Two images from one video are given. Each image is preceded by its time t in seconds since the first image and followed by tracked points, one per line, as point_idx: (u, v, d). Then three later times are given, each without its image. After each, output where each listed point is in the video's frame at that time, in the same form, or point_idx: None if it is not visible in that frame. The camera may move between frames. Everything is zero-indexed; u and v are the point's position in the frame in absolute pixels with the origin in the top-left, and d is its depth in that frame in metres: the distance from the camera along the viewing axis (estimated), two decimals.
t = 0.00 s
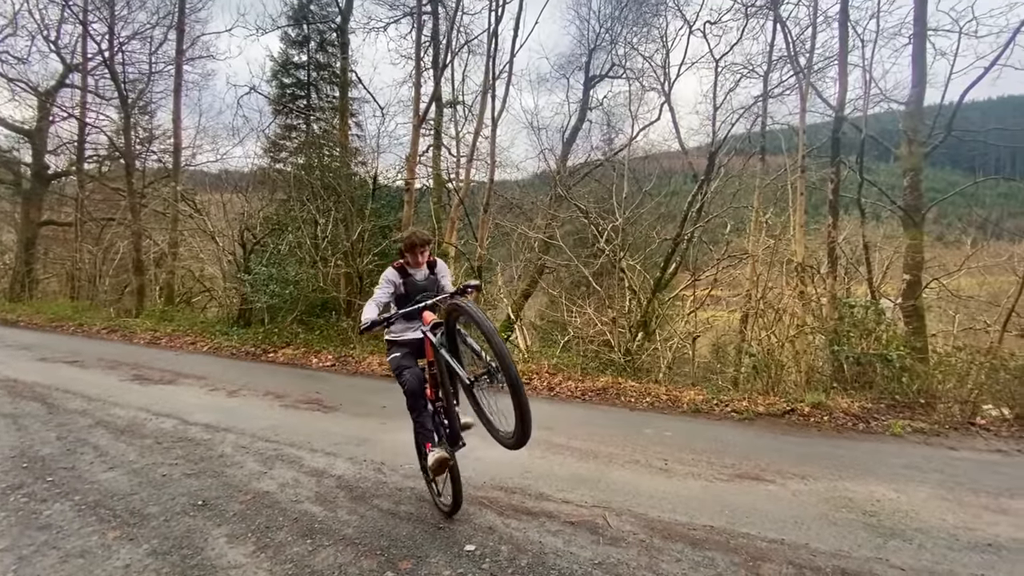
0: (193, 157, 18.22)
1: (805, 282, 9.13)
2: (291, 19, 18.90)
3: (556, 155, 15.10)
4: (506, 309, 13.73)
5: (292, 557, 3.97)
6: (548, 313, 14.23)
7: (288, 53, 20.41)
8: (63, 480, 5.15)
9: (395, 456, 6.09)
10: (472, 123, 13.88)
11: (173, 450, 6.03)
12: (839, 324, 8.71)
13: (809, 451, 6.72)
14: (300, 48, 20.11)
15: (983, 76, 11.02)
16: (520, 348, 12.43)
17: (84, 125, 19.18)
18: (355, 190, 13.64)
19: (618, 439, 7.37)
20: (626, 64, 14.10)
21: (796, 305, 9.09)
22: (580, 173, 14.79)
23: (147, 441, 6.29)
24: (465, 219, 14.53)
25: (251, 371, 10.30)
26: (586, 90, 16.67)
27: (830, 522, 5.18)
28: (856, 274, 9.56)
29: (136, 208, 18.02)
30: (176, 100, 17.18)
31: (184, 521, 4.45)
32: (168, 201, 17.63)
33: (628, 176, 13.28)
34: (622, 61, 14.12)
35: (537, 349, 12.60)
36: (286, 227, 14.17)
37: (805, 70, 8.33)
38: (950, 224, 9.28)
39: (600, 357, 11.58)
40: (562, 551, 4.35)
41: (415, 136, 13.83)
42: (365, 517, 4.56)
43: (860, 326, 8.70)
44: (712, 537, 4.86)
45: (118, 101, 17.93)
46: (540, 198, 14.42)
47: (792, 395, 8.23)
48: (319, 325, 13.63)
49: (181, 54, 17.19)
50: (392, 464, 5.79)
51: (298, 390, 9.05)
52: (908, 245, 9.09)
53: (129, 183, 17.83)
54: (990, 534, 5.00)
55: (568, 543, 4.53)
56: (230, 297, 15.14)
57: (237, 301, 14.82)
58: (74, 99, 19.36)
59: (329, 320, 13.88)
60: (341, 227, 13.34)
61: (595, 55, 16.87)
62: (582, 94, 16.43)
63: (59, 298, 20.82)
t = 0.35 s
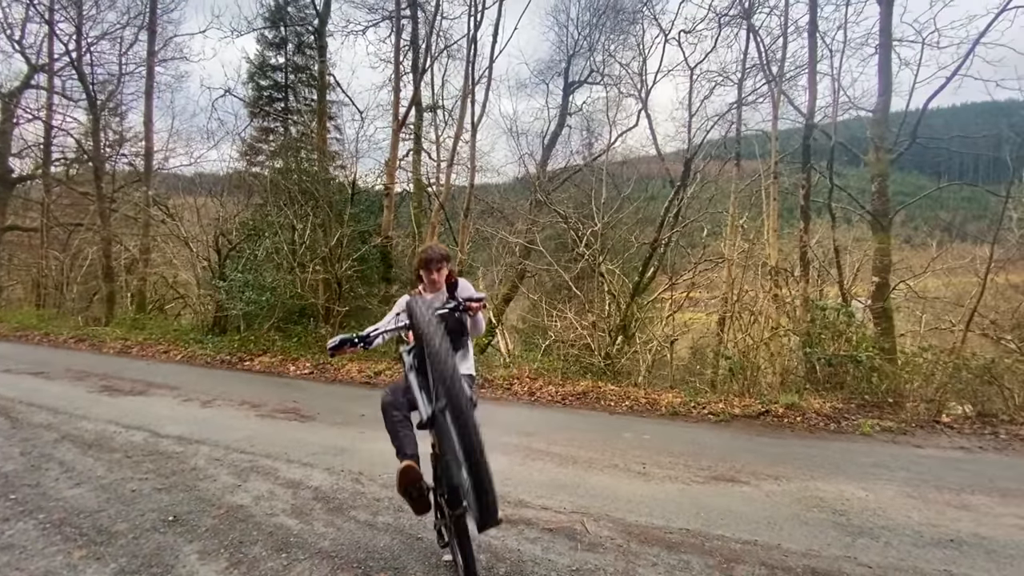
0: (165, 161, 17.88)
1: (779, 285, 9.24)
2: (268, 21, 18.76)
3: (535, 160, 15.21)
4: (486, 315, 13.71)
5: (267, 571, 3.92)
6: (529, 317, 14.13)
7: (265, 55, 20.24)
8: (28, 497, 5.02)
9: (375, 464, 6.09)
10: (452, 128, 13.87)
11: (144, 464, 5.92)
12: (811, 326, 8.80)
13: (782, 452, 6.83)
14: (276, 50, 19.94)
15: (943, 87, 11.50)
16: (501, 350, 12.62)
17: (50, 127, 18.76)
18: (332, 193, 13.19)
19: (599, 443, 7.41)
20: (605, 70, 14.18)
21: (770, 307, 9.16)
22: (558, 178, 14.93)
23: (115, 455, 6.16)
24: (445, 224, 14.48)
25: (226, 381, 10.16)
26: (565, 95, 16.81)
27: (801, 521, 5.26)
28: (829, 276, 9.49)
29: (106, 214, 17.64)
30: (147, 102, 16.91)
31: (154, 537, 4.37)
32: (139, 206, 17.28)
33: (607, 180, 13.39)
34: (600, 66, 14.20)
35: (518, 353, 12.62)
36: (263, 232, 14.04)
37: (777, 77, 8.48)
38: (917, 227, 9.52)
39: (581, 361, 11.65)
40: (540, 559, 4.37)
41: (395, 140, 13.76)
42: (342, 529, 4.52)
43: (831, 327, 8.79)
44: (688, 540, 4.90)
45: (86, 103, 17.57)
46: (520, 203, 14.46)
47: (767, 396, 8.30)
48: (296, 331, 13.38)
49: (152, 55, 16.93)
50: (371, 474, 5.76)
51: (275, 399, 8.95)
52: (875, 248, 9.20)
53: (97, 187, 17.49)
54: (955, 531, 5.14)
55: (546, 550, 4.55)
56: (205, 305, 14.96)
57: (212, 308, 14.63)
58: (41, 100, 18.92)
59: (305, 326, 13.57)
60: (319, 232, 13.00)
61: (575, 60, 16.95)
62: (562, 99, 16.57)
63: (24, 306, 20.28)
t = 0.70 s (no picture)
0: (138, 163, 17.65)
1: (755, 288, 9.34)
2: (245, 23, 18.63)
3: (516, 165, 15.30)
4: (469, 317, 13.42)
5: None
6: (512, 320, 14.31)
7: (241, 57, 20.06)
8: None
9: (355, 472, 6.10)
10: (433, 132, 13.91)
11: (112, 477, 5.87)
12: (786, 329, 8.95)
13: (757, 452, 6.98)
14: (254, 52, 19.79)
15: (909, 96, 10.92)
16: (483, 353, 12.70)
17: (17, 129, 18.38)
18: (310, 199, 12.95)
19: (580, 446, 7.53)
20: (584, 77, 14.35)
21: (747, 309, 9.14)
22: (538, 183, 15.03)
23: (82, 468, 6.10)
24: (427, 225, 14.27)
25: (202, 389, 10.10)
26: (546, 100, 16.91)
27: (776, 520, 5.41)
28: (801, 281, 9.56)
29: (74, 218, 17.32)
30: (119, 104, 16.67)
31: (125, 552, 4.37)
32: (110, 210, 17.01)
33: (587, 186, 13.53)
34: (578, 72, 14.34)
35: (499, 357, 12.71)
36: (239, 237, 13.96)
37: (752, 86, 8.66)
38: (886, 232, 9.73)
39: (564, 365, 11.80)
40: (521, 565, 4.45)
41: (375, 145, 13.77)
42: (320, 539, 4.55)
43: (805, 329, 8.97)
44: (667, 542, 5.01)
45: (55, 105, 17.25)
46: (501, 208, 14.53)
47: (744, 398, 8.42)
48: (274, 337, 13.33)
49: (124, 56, 16.71)
50: (350, 482, 5.78)
51: (252, 408, 8.90)
52: (847, 252, 9.45)
53: (65, 190, 17.19)
54: (924, 527, 5.32)
55: (528, 556, 4.63)
56: (179, 311, 14.79)
57: (186, 314, 14.49)
58: (6, 101, 18.53)
59: (284, 332, 13.45)
60: (297, 236, 13.01)
61: (554, 67, 17.10)
62: (543, 103, 16.67)
63: None
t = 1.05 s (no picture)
0: (100, 163, 17.28)
1: (727, 291, 9.36)
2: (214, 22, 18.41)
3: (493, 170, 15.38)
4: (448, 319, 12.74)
5: None
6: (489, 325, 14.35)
7: (211, 56, 19.80)
8: None
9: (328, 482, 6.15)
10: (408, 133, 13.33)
11: (67, 493, 5.80)
12: (756, 330, 9.20)
13: (730, 453, 7.15)
14: (224, 51, 19.54)
15: (871, 105, 11.30)
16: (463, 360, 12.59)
17: None
18: (282, 201, 12.82)
19: (557, 451, 7.58)
20: (559, 82, 14.48)
21: (719, 312, 9.22)
22: (514, 187, 15.11)
23: (36, 484, 6.02)
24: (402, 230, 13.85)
25: (169, 398, 9.98)
26: (523, 104, 17.02)
27: (749, 519, 5.57)
28: (770, 283, 9.61)
29: (29, 221, 16.88)
30: (80, 103, 16.33)
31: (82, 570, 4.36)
32: (69, 212, 16.59)
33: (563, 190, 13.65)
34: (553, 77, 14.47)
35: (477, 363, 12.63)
36: (205, 241, 13.75)
37: (721, 93, 8.86)
38: (851, 236, 10.05)
39: (540, 369, 11.86)
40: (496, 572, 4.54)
41: (349, 147, 13.71)
42: (290, 551, 4.59)
43: (774, 330, 9.25)
44: (643, 544, 5.13)
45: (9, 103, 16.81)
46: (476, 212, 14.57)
47: (718, 398, 8.55)
48: (244, 343, 13.15)
49: (84, 52, 16.41)
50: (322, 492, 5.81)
51: (220, 417, 8.81)
52: (815, 256, 9.71)
53: (20, 192, 16.83)
54: (890, 522, 5.54)
55: (504, 563, 4.72)
56: (143, 317, 14.51)
57: (151, 321, 14.21)
58: None
59: (254, 338, 13.32)
60: (270, 239, 12.74)
61: (530, 72, 17.22)
62: (519, 108, 16.78)
63: None
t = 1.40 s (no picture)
0: (50, 163, 16.70)
1: (695, 295, 9.36)
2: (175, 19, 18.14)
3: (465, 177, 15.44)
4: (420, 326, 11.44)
5: None
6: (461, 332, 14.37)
7: (173, 55, 19.48)
8: None
9: (293, 495, 6.28)
10: (379, 138, 11.96)
11: (15, 512, 5.72)
12: (723, 335, 9.23)
13: (699, 454, 7.34)
14: (187, 51, 19.24)
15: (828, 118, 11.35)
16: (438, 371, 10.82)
17: None
18: (247, 207, 12.40)
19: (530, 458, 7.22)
20: (531, 90, 14.58)
21: (688, 316, 9.23)
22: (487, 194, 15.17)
23: None
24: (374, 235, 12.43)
25: (126, 411, 9.74)
26: (495, 111, 17.13)
27: (717, 521, 5.75)
28: (735, 288, 9.66)
29: None
30: (32, 98, 15.92)
31: None
32: (18, 215, 15.99)
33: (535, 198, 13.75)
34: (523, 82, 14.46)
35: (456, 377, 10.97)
36: (164, 246, 13.44)
37: (689, 103, 9.04)
38: (812, 242, 10.36)
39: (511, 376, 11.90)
40: None
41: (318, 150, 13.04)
42: (253, 569, 4.65)
43: (740, 335, 9.29)
44: (614, 549, 5.25)
45: None
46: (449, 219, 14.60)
47: (687, 401, 8.69)
48: (206, 351, 12.60)
49: (34, 46, 16.07)
50: (288, 506, 5.95)
51: (179, 430, 8.66)
52: (777, 262, 9.75)
53: None
54: (851, 520, 5.79)
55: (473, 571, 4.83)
56: (98, 326, 13.93)
57: (105, 330, 13.60)
58: None
59: (217, 346, 12.77)
60: (234, 245, 12.26)
61: (502, 79, 17.36)
62: (492, 115, 16.88)
63: None
